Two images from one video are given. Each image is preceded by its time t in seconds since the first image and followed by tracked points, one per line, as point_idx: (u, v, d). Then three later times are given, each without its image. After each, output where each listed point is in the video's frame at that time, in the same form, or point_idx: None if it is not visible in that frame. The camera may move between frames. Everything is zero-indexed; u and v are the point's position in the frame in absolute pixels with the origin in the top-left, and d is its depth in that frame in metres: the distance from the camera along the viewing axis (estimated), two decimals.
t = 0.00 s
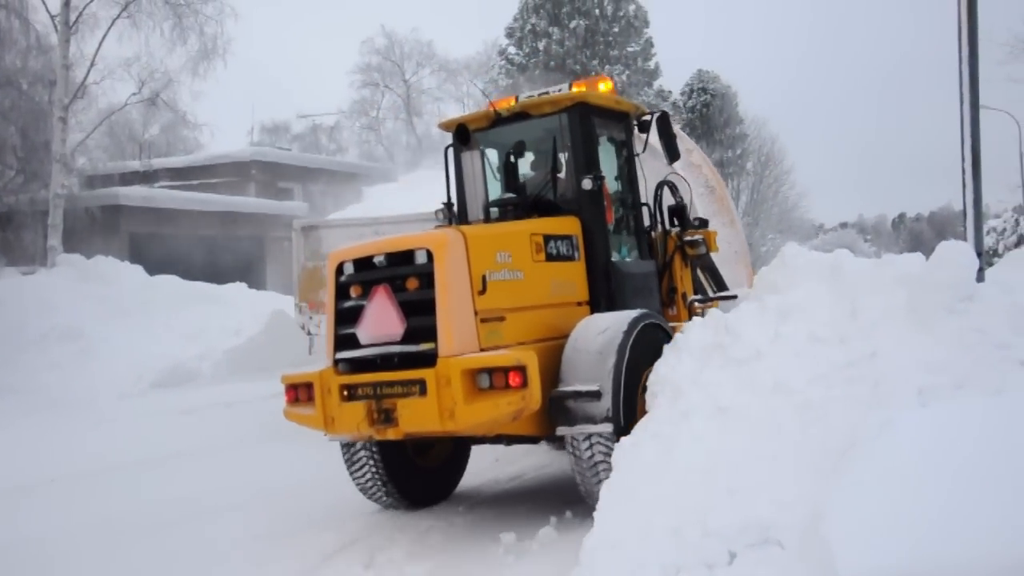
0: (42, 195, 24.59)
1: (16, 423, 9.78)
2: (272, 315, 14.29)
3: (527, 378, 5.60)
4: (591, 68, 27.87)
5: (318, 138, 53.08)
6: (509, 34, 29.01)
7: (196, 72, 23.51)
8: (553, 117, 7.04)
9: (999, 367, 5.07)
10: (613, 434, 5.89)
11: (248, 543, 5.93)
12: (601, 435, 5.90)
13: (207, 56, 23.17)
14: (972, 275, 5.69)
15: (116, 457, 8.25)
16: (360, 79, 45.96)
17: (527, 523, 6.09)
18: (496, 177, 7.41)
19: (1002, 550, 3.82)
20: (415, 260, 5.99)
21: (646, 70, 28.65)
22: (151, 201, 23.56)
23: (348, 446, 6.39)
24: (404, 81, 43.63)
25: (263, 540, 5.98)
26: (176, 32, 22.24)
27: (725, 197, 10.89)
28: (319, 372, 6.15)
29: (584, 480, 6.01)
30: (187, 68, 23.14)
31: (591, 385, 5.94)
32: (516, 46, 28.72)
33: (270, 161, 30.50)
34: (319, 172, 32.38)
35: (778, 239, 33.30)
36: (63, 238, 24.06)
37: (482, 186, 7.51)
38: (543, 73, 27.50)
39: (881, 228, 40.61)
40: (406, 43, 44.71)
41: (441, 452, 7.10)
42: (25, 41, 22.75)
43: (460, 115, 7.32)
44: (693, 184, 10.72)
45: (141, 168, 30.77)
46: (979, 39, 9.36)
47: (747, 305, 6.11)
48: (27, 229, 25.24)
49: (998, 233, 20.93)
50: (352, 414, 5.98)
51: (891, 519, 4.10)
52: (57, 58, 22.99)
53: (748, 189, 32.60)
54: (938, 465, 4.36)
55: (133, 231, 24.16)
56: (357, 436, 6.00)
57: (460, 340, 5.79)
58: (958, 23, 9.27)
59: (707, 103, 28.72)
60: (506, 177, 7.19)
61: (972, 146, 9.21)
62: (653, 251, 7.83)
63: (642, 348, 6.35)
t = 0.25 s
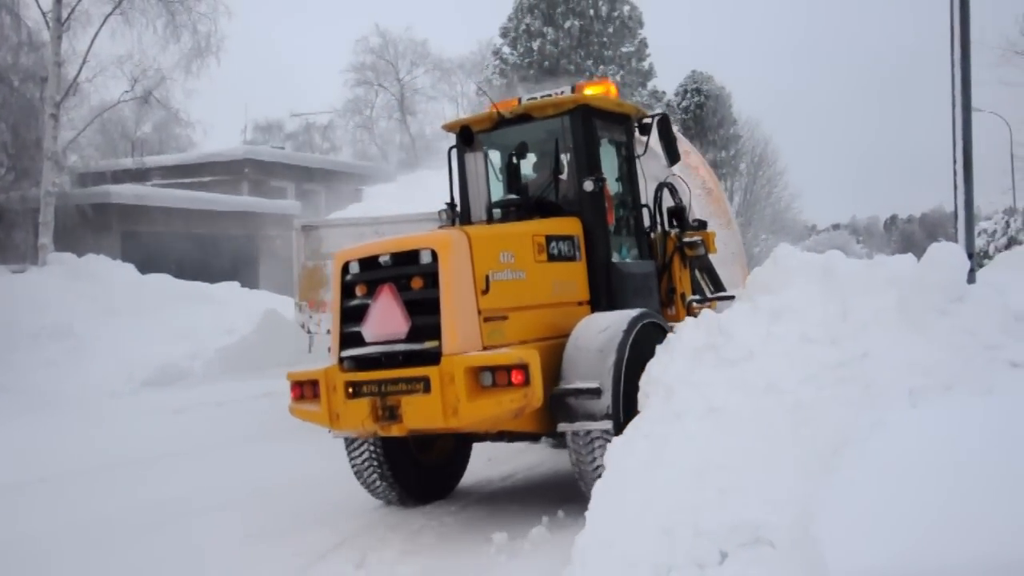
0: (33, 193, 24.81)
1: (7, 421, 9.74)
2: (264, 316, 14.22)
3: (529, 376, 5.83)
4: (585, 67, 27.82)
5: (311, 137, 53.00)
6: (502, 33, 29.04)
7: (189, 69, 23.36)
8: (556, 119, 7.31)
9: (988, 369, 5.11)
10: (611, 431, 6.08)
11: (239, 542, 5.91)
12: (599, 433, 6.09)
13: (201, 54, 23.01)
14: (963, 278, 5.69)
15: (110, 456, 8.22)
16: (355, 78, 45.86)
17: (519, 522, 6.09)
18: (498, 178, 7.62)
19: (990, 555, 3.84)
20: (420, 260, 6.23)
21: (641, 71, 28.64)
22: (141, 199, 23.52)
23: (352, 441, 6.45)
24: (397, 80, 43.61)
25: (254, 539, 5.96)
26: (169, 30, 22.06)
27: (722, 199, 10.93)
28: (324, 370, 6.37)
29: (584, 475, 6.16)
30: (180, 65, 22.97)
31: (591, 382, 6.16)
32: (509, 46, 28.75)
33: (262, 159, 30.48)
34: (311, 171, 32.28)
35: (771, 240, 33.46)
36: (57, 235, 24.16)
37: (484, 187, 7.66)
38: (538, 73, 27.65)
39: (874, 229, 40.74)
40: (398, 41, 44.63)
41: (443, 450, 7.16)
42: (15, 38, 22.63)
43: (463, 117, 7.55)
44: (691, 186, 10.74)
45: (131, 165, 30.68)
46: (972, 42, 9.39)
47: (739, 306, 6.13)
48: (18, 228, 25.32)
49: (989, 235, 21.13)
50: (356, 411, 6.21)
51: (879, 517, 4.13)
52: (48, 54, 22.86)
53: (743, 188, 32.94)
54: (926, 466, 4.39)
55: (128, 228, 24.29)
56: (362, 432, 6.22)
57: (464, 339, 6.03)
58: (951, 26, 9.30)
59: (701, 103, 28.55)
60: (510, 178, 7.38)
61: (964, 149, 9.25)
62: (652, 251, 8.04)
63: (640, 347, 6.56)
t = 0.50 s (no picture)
0: (24, 196, 24.42)
1: None
2: (256, 317, 14.21)
3: (529, 377, 5.86)
4: (576, 68, 27.86)
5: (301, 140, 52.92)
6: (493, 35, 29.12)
7: (180, 72, 23.37)
8: (553, 123, 7.39)
9: (978, 370, 5.10)
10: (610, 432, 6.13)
11: (232, 545, 5.91)
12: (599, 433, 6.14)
13: (191, 56, 23.03)
14: (954, 277, 5.68)
15: (102, 459, 8.20)
16: (347, 81, 45.81)
17: (512, 523, 6.08)
18: (497, 181, 7.78)
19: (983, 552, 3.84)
20: (421, 262, 6.27)
21: (631, 72, 28.68)
22: (132, 202, 23.41)
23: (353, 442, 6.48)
24: (388, 81, 43.67)
25: (248, 542, 5.96)
26: (159, 32, 22.08)
27: (716, 201, 10.94)
28: (326, 371, 6.39)
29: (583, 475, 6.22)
30: (170, 68, 22.99)
31: (590, 383, 6.20)
32: (500, 47, 28.83)
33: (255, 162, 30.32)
34: (299, 173, 32.06)
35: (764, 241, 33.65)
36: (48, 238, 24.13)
37: (483, 194, 7.82)
38: (529, 74, 27.72)
39: (865, 230, 40.99)
40: (390, 43, 44.60)
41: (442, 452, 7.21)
42: (5, 41, 22.64)
43: (462, 121, 7.63)
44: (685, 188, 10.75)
45: (123, 167, 30.63)
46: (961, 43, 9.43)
47: (730, 308, 6.13)
48: (8, 230, 24.57)
49: (981, 234, 21.19)
50: (358, 412, 6.24)
51: (869, 520, 4.13)
52: (37, 57, 22.84)
53: (735, 189, 33.01)
54: (914, 468, 4.39)
55: (117, 232, 24.22)
56: (364, 433, 6.24)
57: (464, 340, 6.06)
58: (940, 27, 9.34)
59: (693, 105, 28.32)
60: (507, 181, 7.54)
61: (954, 149, 9.28)
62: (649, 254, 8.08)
63: (638, 348, 6.61)
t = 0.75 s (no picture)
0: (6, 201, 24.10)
1: None
2: (243, 324, 14.18)
3: (536, 383, 5.80)
4: (571, 69, 27.63)
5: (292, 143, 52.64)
6: (486, 36, 29.06)
7: (163, 73, 23.21)
8: (557, 127, 7.26)
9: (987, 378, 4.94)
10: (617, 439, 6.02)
11: (219, 559, 5.75)
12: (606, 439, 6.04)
13: (175, 57, 22.88)
14: (961, 282, 5.52)
15: (89, 471, 8.06)
16: (338, 84, 45.52)
17: (509, 532, 5.93)
18: (500, 185, 7.56)
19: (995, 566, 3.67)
20: (426, 268, 6.18)
21: (628, 73, 28.50)
22: (115, 207, 23.32)
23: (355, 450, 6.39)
24: (377, 83, 43.44)
25: (234, 556, 5.80)
26: (142, 32, 21.94)
27: (720, 204, 10.74)
28: (330, 378, 6.32)
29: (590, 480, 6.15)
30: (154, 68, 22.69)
31: (596, 389, 6.08)
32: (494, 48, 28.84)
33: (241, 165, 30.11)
34: (286, 176, 31.62)
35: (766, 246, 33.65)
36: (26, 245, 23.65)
37: (485, 197, 7.32)
38: (523, 75, 27.59)
39: (867, 234, 40.96)
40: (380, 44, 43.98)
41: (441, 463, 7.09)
42: None
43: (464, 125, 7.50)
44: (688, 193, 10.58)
45: (107, 171, 30.53)
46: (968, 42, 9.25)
47: (732, 314, 5.97)
48: None
49: (990, 239, 21.03)
50: (363, 419, 6.15)
51: (875, 540, 4.00)
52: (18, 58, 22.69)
53: (733, 193, 32.87)
54: (921, 484, 4.26)
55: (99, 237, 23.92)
56: (368, 440, 6.16)
57: (470, 347, 5.99)
58: (946, 26, 9.18)
59: (692, 107, 27.75)
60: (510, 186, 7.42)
61: (961, 151, 9.06)
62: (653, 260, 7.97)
63: (643, 354, 6.54)
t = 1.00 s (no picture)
0: None
1: None
2: (227, 332, 13.85)
3: (543, 387, 5.70)
4: (571, 64, 27.45)
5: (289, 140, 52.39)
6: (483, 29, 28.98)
7: (147, 66, 23.17)
8: (562, 125, 7.11)
9: (1003, 383, 4.73)
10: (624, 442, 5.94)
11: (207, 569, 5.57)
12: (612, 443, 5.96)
13: (159, 50, 22.81)
14: (972, 288, 5.38)
15: (77, 478, 7.87)
16: (327, 79, 45.11)
17: (504, 537, 5.73)
18: (502, 184, 7.45)
19: None
20: (429, 269, 6.05)
21: (630, 68, 28.29)
22: (96, 205, 22.64)
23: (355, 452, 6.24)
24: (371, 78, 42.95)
25: (223, 566, 5.61)
26: (125, 24, 21.83)
27: (728, 207, 10.60)
28: (332, 381, 6.22)
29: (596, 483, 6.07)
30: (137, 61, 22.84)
31: (603, 393, 5.99)
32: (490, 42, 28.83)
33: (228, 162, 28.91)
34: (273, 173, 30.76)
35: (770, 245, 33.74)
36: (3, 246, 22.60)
37: (490, 196, 7.47)
38: (521, 70, 27.27)
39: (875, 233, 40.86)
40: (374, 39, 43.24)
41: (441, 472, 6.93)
42: None
43: (467, 124, 7.37)
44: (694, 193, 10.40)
45: (88, 168, 30.10)
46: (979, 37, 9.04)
47: (736, 318, 5.78)
48: None
49: (1002, 239, 20.83)
50: (365, 423, 6.06)
51: (885, 547, 3.78)
52: None
53: (737, 191, 32.64)
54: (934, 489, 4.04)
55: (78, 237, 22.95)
56: (371, 445, 6.07)
57: (475, 350, 5.87)
58: (957, 20, 8.99)
59: (695, 102, 27.49)
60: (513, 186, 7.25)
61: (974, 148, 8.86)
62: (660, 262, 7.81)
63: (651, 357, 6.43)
